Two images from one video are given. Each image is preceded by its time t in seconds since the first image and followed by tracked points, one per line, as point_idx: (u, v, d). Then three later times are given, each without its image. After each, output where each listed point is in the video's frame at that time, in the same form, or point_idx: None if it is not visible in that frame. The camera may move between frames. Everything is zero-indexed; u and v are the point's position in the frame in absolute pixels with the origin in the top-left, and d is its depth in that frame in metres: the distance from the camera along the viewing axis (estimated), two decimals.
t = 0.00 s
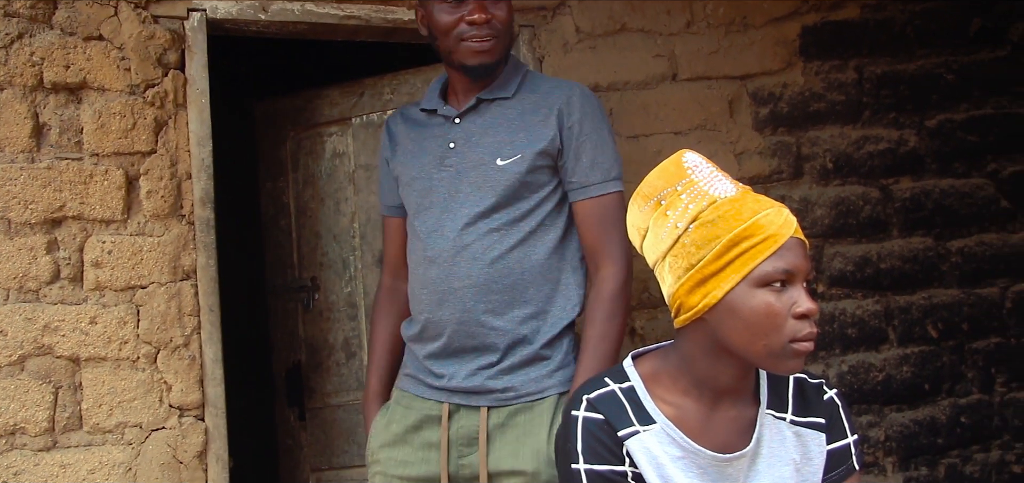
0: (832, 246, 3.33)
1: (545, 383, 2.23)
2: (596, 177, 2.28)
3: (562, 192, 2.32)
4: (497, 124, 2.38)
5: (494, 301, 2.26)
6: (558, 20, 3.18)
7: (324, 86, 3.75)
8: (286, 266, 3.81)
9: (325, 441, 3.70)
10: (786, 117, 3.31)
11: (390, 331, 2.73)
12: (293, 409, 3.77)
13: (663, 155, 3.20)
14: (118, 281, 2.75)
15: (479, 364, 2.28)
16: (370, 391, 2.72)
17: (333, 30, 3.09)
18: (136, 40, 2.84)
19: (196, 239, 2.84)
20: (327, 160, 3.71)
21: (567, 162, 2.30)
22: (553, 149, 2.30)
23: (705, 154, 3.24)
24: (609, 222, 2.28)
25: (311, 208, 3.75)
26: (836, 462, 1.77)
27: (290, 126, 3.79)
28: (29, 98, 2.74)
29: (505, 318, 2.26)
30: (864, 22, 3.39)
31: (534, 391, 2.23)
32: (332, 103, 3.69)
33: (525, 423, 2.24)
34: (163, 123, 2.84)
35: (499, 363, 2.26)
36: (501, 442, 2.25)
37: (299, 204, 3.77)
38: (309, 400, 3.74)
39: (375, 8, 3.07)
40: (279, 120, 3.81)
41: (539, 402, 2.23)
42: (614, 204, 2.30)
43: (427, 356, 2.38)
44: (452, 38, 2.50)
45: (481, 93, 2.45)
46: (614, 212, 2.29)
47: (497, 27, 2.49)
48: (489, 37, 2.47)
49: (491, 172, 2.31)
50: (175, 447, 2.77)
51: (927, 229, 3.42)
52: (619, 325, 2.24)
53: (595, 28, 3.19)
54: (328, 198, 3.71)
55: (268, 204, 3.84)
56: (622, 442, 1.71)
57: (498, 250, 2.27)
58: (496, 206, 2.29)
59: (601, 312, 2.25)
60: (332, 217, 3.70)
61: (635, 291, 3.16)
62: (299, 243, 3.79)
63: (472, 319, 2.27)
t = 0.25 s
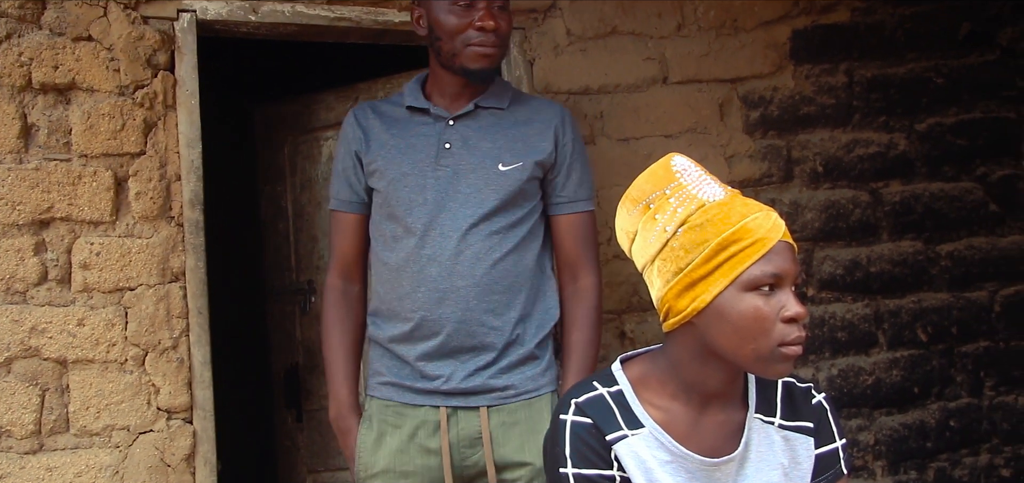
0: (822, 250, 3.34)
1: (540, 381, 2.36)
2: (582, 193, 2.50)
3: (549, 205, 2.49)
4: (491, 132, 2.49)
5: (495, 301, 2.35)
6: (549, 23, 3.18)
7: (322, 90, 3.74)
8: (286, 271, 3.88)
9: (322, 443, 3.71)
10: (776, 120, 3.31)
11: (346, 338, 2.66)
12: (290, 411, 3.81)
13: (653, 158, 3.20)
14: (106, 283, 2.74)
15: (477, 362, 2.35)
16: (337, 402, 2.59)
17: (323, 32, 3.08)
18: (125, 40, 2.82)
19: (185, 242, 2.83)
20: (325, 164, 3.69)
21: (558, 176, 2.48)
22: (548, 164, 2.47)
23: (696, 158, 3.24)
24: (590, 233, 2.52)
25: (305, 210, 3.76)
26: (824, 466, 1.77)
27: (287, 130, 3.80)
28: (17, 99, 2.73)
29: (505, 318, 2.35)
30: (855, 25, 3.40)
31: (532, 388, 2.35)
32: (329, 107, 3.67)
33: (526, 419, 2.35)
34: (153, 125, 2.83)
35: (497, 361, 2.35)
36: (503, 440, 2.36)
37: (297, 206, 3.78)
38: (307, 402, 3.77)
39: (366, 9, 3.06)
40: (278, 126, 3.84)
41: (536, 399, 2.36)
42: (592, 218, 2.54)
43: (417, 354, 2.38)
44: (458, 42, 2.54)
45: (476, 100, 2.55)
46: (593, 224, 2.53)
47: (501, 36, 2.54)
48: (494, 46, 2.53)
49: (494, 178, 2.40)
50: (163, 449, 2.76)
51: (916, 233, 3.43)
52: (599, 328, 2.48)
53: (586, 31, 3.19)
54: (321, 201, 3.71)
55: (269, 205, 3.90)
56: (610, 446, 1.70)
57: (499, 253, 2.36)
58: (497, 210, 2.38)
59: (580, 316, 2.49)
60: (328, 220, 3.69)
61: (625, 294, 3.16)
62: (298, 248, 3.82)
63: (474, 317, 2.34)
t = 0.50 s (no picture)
0: (809, 262, 3.34)
1: (520, 391, 2.43)
2: (544, 204, 2.56)
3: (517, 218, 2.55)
4: (462, 149, 2.52)
5: (478, 316, 2.40)
6: (537, 35, 3.18)
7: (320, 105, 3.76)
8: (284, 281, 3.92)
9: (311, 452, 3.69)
10: (763, 133, 3.32)
11: (315, 356, 2.58)
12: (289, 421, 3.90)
13: (641, 171, 3.21)
14: (91, 294, 2.72)
15: (463, 376, 2.39)
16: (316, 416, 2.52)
17: (312, 43, 3.08)
18: (113, 50, 2.81)
19: (171, 252, 2.81)
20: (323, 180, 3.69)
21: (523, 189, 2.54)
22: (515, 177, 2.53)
23: (684, 170, 3.24)
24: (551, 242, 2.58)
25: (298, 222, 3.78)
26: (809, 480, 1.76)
27: (285, 143, 3.84)
28: (2, 109, 2.71)
29: (486, 333, 2.40)
30: (842, 39, 3.41)
31: (515, 398, 2.41)
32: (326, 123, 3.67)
33: (509, 426, 2.40)
34: (140, 135, 2.82)
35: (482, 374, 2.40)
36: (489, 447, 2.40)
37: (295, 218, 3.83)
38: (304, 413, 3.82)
39: (355, 21, 3.06)
40: (277, 137, 3.89)
41: (518, 407, 2.41)
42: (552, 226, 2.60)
43: (401, 372, 2.39)
44: (411, 62, 2.53)
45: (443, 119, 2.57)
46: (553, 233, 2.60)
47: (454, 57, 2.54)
48: (447, 66, 2.52)
49: (471, 195, 2.44)
50: (147, 461, 2.75)
51: (903, 246, 3.44)
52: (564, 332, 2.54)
53: (575, 43, 3.20)
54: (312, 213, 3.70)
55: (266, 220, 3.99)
56: (596, 459, 1.69)
57: (480, 268, 2.41)
58: (476, 227, 2.42)
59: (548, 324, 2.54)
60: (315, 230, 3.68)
61: (613, 306, 3.16)
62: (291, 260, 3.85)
63: (461, 332, 2.38)
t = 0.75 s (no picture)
0: (793, 266, 3.35)
1: (481, 397, 2.43)
2: (510, 207, 2.54)
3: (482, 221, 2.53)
4: (421, 156, 2.53)
5: (433, 325, 2.42)
6: (521, 40, 3.19)
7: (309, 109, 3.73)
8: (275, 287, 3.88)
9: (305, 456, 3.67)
10: (747, 138, 3.33)
11: (298, 361, 2.71)
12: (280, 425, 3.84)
13: (625, 175, 3.21)
14: (73, 298, 2.70)
15: (420, 384, 2.42)
16: (291, 417, 2.66)
17: (295, 47, 3.07)
18: (95, 53, 2.80)
19: (154, 256, 2.79)
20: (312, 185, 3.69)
21: (488, 193, 2.53)
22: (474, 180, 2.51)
23: (668, 175, 3.25)
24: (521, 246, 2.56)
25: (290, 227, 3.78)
26: None
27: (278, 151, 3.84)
28: None
29: (442, 340, 2.42)
30: (826, 45, 3.43)
31: (475, 405, 2.41)
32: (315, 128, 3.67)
33: (468, 431, 2.41)
34: (123, 138, 2.81)
35: (440, 381, 2.42)
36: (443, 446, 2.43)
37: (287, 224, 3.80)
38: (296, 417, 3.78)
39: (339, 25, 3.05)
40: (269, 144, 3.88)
41: (478, 413, 2.42)
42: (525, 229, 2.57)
43: (360, 379, 2.47)
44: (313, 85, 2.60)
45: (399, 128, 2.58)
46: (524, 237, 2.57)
47: (336, 76, 2.55)
48: (332, 85, 2.55)
49: (424, 203, 2.45)
50: (129, 466, 2.73)
51: (885, 251, 3.46)
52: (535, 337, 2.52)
53: (559, 48, 3.21)
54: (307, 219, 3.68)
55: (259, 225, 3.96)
56: (579, 463, 1.69)
57: (435, 276, 2.43)
58: (430, 235, 2.44)
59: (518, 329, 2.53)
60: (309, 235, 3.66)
61: (598, 310, 3.16)
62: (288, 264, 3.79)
63: (416, 339, 2.40)
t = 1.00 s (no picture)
0: (780, 268, 3.36)
1: (428, 399, 2.34)
2: (463, 193, 2.36)
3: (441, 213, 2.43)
4: (381, 152, 2.51)
5: (380, 321, 2.39)
6: (509, 41, 3.19)
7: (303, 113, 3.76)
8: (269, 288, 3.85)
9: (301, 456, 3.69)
10: (734, 140, 3.34)
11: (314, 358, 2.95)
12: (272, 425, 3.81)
13: (613, 177, 3.21)
14: (58, 298, 2.69)
15: (372, 381, 2.41)
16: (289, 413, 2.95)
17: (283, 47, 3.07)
18: (81, 52, 2.79)
19: (140, 256, 2.79)
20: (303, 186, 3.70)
21: (440, 181, 2.40)
22: (424, 170, 2.43)
23: (656, 177, 3.25)
24: (484, 234, 2.35)
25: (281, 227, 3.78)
26: None
27: (271, 153, 3.84)
28: None
29: (388, 337, 2.38)
30: (812, 48, 3.45)
31: (419, 405, 2.33)
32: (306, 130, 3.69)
33: (409, 433, 2.33)
34: (109, 137, 2.80)
35: (391, 379, 2.38)
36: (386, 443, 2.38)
37: (278, 225, 3.80)
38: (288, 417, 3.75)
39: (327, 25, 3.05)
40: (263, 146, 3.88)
41: (422, 415, 2.32)
42: (489, 217, 2.36)
43: (330, 376, 2.53)
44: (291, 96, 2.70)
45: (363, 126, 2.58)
46: (487, 224, 2.36)
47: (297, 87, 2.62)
48: (292, 95, 2.63)
49: (371, 199, 2.44)
50: (114, 467, 2.71)
51: (871, 253, 3.47)
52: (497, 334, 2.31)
53: (547, 49, 3.21)
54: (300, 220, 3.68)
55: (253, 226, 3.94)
56: (565, 464, 1.69)
57: (381, 271, 2.40)
58: (378, 230, 2.42)
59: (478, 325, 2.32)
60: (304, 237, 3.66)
61: (585, 312, 3.16)
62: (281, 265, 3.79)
63: (364, 335, 2.40)
